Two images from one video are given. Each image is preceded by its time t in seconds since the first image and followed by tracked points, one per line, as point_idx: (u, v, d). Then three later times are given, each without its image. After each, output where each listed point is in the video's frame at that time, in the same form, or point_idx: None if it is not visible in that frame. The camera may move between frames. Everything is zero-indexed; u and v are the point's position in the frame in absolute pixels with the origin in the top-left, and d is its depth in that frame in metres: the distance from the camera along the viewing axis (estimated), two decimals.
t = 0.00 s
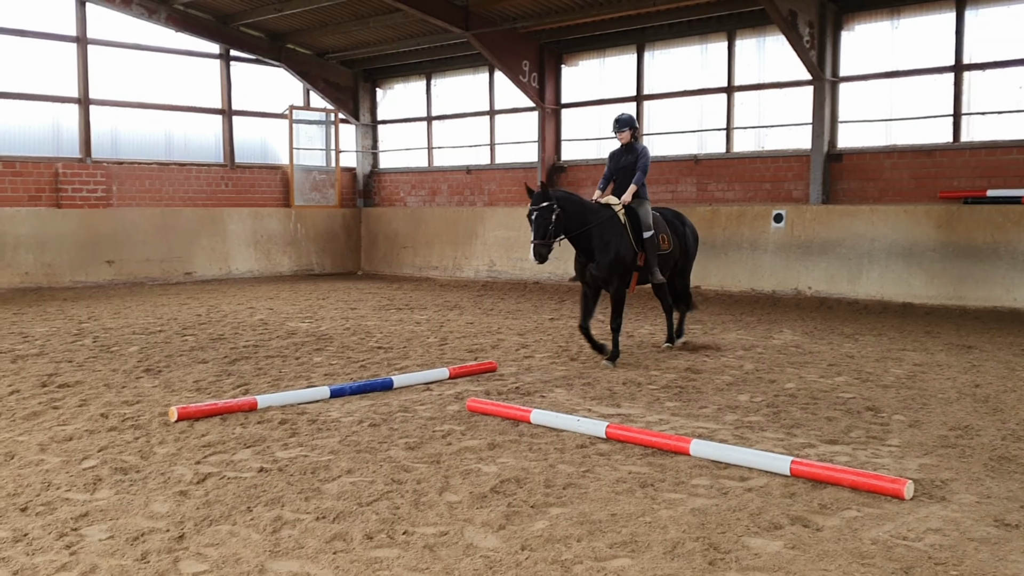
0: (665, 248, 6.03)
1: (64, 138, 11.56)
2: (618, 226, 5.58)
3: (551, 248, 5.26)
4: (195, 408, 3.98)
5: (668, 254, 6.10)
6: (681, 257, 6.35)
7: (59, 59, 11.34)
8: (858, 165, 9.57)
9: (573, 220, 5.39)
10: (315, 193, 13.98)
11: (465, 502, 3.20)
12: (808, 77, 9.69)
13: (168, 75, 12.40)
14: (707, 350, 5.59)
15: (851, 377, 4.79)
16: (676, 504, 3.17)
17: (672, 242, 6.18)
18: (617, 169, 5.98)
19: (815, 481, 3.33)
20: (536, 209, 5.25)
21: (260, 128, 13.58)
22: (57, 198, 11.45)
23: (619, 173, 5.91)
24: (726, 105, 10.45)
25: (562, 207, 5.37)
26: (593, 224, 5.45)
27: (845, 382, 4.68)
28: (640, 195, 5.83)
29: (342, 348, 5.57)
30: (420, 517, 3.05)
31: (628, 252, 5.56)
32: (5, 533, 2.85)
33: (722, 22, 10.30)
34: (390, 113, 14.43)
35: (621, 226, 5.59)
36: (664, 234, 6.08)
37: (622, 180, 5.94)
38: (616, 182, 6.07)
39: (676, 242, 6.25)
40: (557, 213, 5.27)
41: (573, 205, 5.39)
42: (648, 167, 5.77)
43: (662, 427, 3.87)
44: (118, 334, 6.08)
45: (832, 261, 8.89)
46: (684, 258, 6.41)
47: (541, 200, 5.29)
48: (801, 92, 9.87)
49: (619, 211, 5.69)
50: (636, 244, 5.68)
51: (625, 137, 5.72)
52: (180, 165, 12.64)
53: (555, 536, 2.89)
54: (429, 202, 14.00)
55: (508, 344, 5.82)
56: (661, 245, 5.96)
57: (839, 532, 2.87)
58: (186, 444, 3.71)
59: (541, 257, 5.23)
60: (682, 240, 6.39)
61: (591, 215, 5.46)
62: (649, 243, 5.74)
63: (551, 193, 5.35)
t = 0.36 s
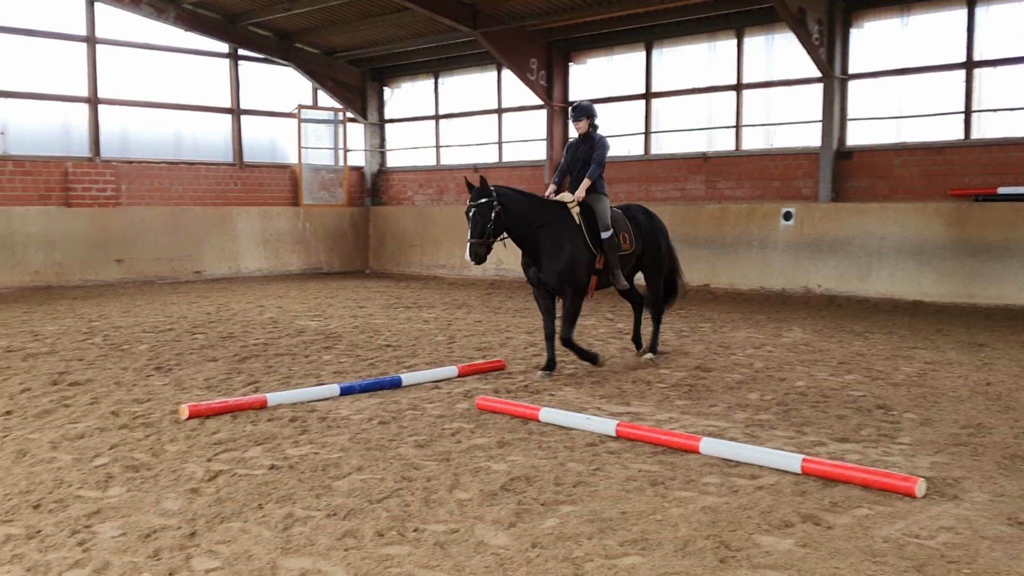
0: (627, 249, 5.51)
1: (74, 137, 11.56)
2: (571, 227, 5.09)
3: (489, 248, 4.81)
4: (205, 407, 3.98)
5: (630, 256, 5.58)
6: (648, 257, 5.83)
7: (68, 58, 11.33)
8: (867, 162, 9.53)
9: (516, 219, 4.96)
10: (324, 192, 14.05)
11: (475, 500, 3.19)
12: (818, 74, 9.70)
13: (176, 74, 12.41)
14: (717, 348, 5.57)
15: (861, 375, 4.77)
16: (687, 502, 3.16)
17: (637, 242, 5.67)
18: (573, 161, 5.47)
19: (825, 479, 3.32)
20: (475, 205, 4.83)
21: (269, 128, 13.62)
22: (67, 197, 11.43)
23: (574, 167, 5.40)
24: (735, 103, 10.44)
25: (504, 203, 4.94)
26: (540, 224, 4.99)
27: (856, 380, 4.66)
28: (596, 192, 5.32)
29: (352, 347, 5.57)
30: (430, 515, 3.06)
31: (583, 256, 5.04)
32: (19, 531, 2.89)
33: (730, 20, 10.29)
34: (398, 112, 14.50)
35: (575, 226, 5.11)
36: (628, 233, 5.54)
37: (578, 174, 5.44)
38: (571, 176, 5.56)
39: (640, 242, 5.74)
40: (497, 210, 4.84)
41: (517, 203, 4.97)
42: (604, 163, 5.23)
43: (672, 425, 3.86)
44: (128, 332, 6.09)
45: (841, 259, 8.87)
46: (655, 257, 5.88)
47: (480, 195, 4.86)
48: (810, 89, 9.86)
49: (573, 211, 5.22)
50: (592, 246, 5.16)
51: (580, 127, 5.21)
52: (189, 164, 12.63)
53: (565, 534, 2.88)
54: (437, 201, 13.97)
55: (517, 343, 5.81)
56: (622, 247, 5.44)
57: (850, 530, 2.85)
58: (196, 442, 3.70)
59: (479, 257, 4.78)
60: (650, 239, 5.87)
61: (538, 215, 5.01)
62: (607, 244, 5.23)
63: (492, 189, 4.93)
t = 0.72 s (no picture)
0: (605, 250, 5.04)
1: (123, 138, 11.71)
2: (536, 224, 4.74)
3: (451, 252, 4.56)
4: (253, 403, 4.02)
5: (611, 259, 5.11)
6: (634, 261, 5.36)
7: (118, 60, 11.47)
8: (918, 160, 9.37)
9: (476, 218, 4.67)
10: (366, 192, 14.18)
11: (518, 498, 3.19)
12: (866, 71, 9.52)
13: (222, 75, 12.53)
14: (762, 349, 5.51)
15: (910, 376, 4.68)
16: (733, 503, 3.13)
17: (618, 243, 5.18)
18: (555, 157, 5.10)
19: (874, 482, 3.26)
20: (431, 207, 4.56)
21: (313, 129, 13.75)
22: (116, 196, 11.62)
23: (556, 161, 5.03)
24: (781, 101, 10.33)
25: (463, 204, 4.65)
26: (504, 223, 4.69)
27: (904, 382, 4.58)
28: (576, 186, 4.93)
29: (394, 345, 5.60)
30: (474, 513, 3.06)
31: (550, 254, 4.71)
32: (73, 522, 2.95)
33: (775, 17, 10.20)
34: (439, 111, 14.58)
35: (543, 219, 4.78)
36: (606, 232, 5.06)
37: (558, 169, 5.06)
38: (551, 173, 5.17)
39: (625, 245, 5.25)
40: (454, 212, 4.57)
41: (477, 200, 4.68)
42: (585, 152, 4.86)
43: (717, 426, 3.82)
44: (176, 329, 6.18)
45: (889, 259, 8.72)
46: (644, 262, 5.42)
47: (437, 195, 4.59)
48: (858, 86, 9.69)
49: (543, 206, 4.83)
50: (559, 245, 4.74)
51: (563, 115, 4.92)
52: (235, 164, 12.78)
53: (610, 533, 2.86)
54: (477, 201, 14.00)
55: (559, 342, 5.81)
56: (597, 247, 4.98)
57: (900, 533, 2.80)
58: (244, 437, 3.75)
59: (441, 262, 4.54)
60: (637, 242, 5.39)
61: (500, 213, 4.70)
62: (574, 243, 4.80)
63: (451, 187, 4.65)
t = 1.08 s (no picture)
0: (599, 247, 4.56)
1: (194, 139, 11.94)
2: (524, 222, 4.32)
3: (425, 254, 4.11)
4: (319, 398, 4.07)
5: (606, 256, 4.63)
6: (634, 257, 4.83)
7: (189, 63, 11.70)
8: (995, 156, 9.05)
9: (457, 217, 4.23)
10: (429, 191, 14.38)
11: (582, 497, 3.17)
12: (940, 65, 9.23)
13: (287, 77, 12.69)
14: (830, 349, 5.40)
15: (985, 379, 4.54)
16: (801, 505, 3.06)
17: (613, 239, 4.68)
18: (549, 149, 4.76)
19: (948, 486, 3.17)
20: (402, 206, 4.12)
21: (376, 130, 13.96)
22: (187, 196, 11.88)
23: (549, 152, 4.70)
24: (850, 96, 10.13)
25: (441, 201, 4.21)
26: (487, 224, 4.25)
27: (980, 384, 4.44)
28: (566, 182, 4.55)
29: (456, 342, 5.64)
30: (539, 510, 3.05)
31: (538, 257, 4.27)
32: (148, 513, 3.02)
33: (844, 11, 9.97)
34: (500, 111, 14.59)
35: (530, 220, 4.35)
36: (598, 228, 4.57)
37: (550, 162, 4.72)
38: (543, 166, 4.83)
39: (620, 240, 4.74)
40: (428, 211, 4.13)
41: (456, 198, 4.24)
42: (580, 146, 4.50)
43: (784, 427, 3.75)
44: (245, 326, 6.31)
45: (963, 257, 8.42)
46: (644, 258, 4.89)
47: (408, 193, 4.15)
48: (932, 81, 9.41)
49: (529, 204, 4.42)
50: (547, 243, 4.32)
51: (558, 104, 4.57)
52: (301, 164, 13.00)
53: (676, 534, 2.83)
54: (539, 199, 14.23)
55: (621, 341, 5.78)
56: (590, 244, 4.51)
57: (977, 539, 2.71)
58: (311, 432, 3.80)
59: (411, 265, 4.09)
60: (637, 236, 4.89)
61: (483, 211, 4.28)
62: (563, 239, 4.40)
63: (425, 184, 4.20)
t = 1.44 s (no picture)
0: (590, 249, 4.24)
1: (288, 139, 12.20)
2: (503, 218, 4.14)
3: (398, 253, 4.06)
4: (411, 393, 4.11)
5: (601, 259, 4.29)
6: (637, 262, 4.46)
7: (284, 65, 11.92)
8: None
9: (430, 215, 4.15)
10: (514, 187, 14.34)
11: (675, 497, 3.13)
12: None
13: (376, 76, 12.85)
14: (931, 350, 5.23)
15: None
16: (903, 510, 2.96)
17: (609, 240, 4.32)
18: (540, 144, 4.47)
19: None
20: (372, 203, 4.05)
21: (463, 128, 13.99)
22: (281, 195, 12.14)
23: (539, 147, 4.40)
24: (953, 88, 9.67)
25: (413, 198, 4.13)
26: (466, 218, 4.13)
27: None
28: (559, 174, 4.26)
29: (543, 340, 5.66)
30: (630, 509, 3.02)
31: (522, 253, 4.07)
32: (248, 502, 3.11)
33: None
34: (588, 107, 14.36)
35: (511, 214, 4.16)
36: (593, 228, 4.27)
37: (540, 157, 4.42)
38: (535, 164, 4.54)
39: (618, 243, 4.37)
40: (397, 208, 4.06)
41: (430, 192, 4.14)
42: (571, 132, 4.23)
43: (883, 430, 3.64)
44: (336, 321, 6.45)
45: None
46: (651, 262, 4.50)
47: (379, 190, 4.07)
48: None
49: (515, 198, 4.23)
50: (533, 243, 4.07)
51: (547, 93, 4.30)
52: (390, 164, 13.02)
53: (771, 536, 2.77)
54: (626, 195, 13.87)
55: (712, 340, 5.71)
56: (579, 246, 4.21)
57: None
58: (403, 426, 3.85)
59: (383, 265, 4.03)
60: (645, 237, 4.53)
61: (460, 208, 4.15)
62: (551, 239, 4.07)
63: (397, 180, 4.12)
